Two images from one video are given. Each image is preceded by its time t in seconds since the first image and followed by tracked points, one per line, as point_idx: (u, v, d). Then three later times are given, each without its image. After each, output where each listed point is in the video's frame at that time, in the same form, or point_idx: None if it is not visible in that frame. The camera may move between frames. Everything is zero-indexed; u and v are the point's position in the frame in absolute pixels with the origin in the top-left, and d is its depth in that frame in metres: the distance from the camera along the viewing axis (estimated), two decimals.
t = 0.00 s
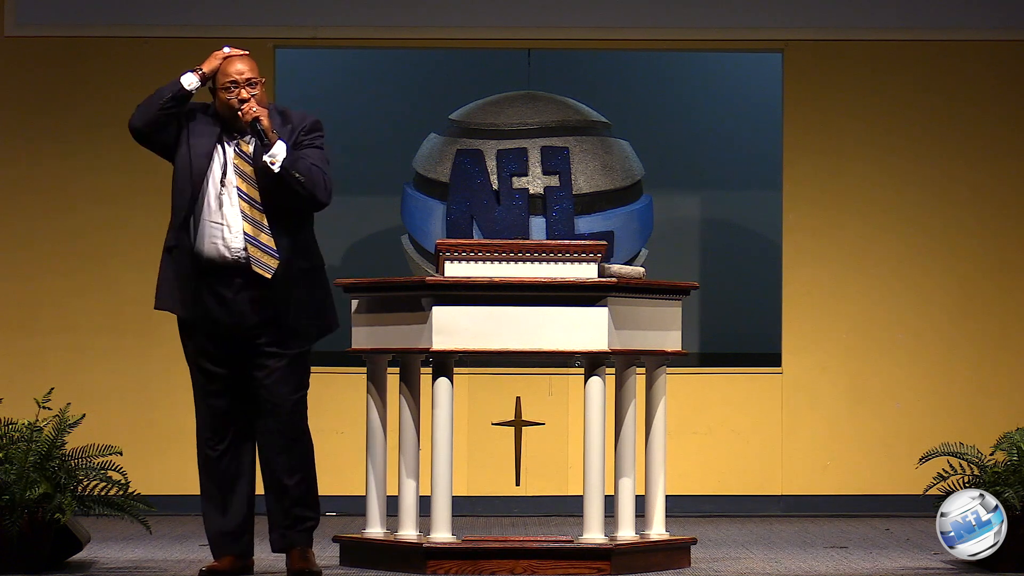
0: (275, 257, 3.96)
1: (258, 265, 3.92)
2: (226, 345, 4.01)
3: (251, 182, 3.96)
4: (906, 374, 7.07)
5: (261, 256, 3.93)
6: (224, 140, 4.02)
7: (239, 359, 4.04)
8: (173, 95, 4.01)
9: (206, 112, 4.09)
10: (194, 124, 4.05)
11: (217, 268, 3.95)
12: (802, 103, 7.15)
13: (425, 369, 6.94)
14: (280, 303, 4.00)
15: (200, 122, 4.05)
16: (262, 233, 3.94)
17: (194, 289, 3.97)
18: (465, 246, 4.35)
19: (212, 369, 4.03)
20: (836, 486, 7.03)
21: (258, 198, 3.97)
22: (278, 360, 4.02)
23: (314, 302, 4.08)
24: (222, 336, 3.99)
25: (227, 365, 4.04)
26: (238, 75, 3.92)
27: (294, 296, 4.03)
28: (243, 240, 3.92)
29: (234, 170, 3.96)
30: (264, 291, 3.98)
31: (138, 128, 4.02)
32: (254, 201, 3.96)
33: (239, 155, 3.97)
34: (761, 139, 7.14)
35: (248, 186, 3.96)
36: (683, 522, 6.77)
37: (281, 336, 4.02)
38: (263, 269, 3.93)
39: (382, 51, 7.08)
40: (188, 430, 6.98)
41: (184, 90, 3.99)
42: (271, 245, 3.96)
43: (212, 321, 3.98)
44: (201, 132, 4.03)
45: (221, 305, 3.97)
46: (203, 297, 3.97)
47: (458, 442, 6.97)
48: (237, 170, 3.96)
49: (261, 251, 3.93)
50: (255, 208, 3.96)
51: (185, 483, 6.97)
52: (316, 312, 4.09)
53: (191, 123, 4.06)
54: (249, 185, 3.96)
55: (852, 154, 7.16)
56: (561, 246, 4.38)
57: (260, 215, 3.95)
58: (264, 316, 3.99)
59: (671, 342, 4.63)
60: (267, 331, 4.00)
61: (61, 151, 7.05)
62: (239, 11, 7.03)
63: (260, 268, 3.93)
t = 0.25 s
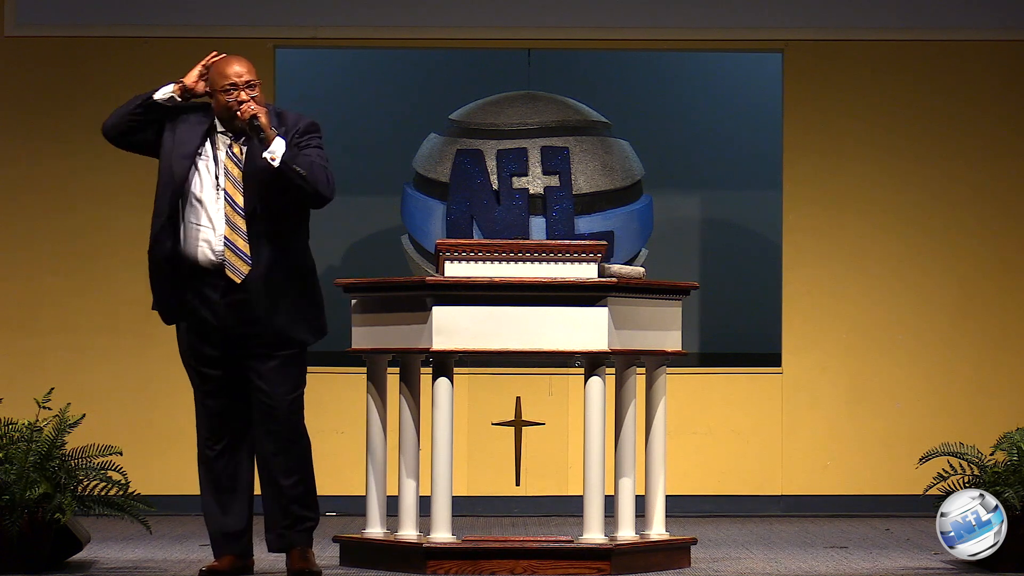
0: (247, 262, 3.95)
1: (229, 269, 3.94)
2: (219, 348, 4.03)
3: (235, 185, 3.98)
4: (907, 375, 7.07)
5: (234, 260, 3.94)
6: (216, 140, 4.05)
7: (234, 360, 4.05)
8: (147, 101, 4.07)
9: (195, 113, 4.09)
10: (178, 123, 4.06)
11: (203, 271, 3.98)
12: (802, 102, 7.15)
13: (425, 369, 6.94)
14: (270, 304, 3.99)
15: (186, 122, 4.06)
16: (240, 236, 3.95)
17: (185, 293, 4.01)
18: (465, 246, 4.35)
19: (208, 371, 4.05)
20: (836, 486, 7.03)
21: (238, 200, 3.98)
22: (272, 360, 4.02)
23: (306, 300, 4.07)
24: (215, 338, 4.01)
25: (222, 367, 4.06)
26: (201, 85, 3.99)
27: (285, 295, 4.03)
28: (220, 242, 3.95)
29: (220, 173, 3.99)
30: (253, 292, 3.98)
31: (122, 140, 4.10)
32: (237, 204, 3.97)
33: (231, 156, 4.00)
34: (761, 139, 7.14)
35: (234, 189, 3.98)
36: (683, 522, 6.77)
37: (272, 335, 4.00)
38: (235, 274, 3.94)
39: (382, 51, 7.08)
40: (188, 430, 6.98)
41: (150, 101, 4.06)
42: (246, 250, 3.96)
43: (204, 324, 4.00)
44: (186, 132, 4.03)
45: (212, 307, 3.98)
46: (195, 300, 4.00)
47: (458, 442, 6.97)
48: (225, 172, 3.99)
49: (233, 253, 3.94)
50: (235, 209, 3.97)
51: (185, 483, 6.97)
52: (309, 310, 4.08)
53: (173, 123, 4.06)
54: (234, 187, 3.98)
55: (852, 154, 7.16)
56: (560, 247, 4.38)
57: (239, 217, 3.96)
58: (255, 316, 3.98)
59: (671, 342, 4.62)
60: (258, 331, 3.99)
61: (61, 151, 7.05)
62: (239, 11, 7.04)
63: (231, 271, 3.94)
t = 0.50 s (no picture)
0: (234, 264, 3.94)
1: (215, 271, 3.94)
2: (217, 349, 4.03)
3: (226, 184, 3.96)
4: (906, 375, 7.07)
5: (221, 261, 3.94)
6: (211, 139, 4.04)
7: (233, 360, 4.06)
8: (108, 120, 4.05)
9: (190, 112, 4.09)
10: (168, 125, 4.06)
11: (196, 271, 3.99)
12: (802, 102, 7.15)
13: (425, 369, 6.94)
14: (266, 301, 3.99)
15: (176, 124, 4.06)
16: (228, 237, 3.94)
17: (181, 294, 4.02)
18: (465, 246, 4.35)
19: (206, 372, 4.06)
20: (836, 486, 7.03)
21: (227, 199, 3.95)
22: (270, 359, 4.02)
23: (304, 297, 4.07)
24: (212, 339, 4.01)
25: (220, 367, 4.06)
26: (142, 87, 4.00)
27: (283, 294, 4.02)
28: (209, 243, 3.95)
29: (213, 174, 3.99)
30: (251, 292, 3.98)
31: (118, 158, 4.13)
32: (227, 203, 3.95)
33: (224, 156, 3.99)
34: (761, 139, 7.15)
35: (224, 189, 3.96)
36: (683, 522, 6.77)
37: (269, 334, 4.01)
38: (222, 276, 3.94)
39: (382, 51, 7.08)
40: (188, 430, 6.98)
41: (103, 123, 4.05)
42: (235, 253, 3.95)
43: (201, 325, 4.00)
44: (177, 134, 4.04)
45: (208, 308, 3.98)
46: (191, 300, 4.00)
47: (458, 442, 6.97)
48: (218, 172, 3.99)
49: (219, 255, 3.93)
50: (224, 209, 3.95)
51: (185, 483, 6.97)
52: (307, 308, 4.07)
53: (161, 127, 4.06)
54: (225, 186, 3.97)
55: (851, 155, 7.17)
56: (560, 247, 4.38)
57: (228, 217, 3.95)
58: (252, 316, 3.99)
59: (671, 343, 4.62)
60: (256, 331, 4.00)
61: (61, 151, 7.05)
62: (239, 11, 7.04)
63: (216, 273, 3.94)
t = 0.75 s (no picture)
0: (235, 267, 3.95)
1: (216, 274, 3.94)
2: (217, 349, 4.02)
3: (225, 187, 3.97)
4: (906, 375, 7.07)
5: (222, 264, 3.94)
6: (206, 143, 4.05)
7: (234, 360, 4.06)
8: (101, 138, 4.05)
9: (185, 118, 4.09)
10: (163, 133, 4.06)
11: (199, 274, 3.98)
12: (802, 102, 7.16)
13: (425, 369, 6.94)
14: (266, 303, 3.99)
15: (172, 131, 4.06)
16: (229, 240, 3.95)
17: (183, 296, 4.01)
18: (465, 246, 4.35)
19: (207, 372, 4.05)
20: (836, 486, 7.03)
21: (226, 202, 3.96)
22: (270, 359, 4.02)
23: (304, 298, 4.07)
24: (213, 339, 4.01)
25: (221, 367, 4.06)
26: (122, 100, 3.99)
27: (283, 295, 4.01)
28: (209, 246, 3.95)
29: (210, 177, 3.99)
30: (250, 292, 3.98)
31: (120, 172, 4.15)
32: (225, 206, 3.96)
33: (222, 159, 3.99)
34: (761, 139, 7.15)
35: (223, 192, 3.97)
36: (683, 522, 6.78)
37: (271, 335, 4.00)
38: (223, 279, 3.94)
39: (382, 51, 7.08)
40: (188, 430, 6.98)
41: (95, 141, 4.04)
42: (235, 254, 3.96)
43: (202, 326, 4.00)
44: (173, 141, 4.04)
45: (209, 309, 3.98)
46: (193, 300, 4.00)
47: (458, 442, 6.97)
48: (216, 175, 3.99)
49: (220, 258, 3.94)
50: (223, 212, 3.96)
51: (185, 483, 6.97)
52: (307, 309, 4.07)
53: (156, 136, 4.06)
54: (223, 189, 3.97)
55: (851, 155, 7.17)
56: (560, 246, 4.38)
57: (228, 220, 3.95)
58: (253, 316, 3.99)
59: (671, 343, 4.62)
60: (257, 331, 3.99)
61: (60, 151, 7.05)
62: (239, 11, 7.04)
63: (217, 276, 3.94)
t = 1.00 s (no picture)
0: (238, 264, 3.94)
1: (221, 274, 3.94)
2: (220, 349, 4.04)
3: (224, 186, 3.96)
4: (906, 375, 7.07)
5: (224, 264, 3.94)
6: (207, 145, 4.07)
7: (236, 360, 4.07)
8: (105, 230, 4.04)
9: (185, 127, 4.15)
10: (165, 145, 4.13)
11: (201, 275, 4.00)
12: (802, 103, 7.16)
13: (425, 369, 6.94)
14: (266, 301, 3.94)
15: (173, 141, 4.12)
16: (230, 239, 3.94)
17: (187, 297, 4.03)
18: (465, 246, 4.35)
19: (209, 372, 4.07)
20: (836, 486, 7.03)
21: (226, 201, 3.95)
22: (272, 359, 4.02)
23: (307, 297, 4.03)
24: (215, 339, 4.02)
25: (224, 367, 4.07)
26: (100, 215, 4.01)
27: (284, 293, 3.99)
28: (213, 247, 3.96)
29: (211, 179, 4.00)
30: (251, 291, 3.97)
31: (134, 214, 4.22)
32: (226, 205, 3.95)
33: (221, 159, 3.98)
34: (761, 140, 7.15)
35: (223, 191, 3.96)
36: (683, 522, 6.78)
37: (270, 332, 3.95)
38: (227, 278, 3.94)
39: (383, 51, 7.08)
40: (188, 430, 6.98)
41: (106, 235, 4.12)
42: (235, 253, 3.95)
43: (204, 325, 4.01)
44: (176, 150, 4.10)
45: (211, 309, 4.00)
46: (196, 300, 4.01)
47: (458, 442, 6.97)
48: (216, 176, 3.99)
49: (222, 258, 3.94)
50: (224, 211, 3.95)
51: (185, 483, 6.97)
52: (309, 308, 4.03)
53: (158, 149, 4.14)
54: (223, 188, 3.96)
55: (851, 155, 7.17)
56: (560, 247, 4.38)
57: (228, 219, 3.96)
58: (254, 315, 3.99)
59: (671, 343, 4.62)
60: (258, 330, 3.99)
61: (61, 151, 7.05)
62: (239, 10, 7.04)
63: (221, 276, 3.94)
